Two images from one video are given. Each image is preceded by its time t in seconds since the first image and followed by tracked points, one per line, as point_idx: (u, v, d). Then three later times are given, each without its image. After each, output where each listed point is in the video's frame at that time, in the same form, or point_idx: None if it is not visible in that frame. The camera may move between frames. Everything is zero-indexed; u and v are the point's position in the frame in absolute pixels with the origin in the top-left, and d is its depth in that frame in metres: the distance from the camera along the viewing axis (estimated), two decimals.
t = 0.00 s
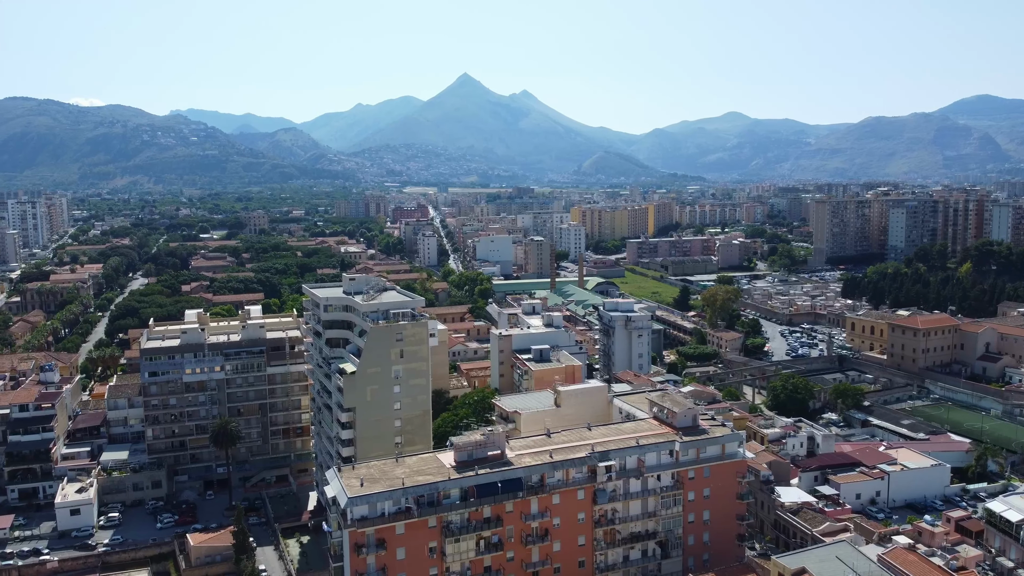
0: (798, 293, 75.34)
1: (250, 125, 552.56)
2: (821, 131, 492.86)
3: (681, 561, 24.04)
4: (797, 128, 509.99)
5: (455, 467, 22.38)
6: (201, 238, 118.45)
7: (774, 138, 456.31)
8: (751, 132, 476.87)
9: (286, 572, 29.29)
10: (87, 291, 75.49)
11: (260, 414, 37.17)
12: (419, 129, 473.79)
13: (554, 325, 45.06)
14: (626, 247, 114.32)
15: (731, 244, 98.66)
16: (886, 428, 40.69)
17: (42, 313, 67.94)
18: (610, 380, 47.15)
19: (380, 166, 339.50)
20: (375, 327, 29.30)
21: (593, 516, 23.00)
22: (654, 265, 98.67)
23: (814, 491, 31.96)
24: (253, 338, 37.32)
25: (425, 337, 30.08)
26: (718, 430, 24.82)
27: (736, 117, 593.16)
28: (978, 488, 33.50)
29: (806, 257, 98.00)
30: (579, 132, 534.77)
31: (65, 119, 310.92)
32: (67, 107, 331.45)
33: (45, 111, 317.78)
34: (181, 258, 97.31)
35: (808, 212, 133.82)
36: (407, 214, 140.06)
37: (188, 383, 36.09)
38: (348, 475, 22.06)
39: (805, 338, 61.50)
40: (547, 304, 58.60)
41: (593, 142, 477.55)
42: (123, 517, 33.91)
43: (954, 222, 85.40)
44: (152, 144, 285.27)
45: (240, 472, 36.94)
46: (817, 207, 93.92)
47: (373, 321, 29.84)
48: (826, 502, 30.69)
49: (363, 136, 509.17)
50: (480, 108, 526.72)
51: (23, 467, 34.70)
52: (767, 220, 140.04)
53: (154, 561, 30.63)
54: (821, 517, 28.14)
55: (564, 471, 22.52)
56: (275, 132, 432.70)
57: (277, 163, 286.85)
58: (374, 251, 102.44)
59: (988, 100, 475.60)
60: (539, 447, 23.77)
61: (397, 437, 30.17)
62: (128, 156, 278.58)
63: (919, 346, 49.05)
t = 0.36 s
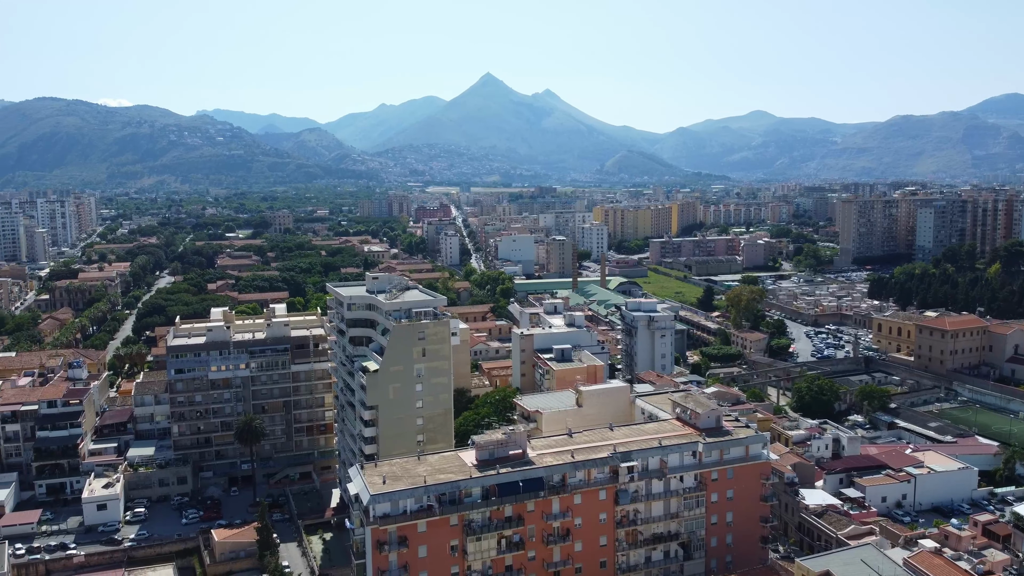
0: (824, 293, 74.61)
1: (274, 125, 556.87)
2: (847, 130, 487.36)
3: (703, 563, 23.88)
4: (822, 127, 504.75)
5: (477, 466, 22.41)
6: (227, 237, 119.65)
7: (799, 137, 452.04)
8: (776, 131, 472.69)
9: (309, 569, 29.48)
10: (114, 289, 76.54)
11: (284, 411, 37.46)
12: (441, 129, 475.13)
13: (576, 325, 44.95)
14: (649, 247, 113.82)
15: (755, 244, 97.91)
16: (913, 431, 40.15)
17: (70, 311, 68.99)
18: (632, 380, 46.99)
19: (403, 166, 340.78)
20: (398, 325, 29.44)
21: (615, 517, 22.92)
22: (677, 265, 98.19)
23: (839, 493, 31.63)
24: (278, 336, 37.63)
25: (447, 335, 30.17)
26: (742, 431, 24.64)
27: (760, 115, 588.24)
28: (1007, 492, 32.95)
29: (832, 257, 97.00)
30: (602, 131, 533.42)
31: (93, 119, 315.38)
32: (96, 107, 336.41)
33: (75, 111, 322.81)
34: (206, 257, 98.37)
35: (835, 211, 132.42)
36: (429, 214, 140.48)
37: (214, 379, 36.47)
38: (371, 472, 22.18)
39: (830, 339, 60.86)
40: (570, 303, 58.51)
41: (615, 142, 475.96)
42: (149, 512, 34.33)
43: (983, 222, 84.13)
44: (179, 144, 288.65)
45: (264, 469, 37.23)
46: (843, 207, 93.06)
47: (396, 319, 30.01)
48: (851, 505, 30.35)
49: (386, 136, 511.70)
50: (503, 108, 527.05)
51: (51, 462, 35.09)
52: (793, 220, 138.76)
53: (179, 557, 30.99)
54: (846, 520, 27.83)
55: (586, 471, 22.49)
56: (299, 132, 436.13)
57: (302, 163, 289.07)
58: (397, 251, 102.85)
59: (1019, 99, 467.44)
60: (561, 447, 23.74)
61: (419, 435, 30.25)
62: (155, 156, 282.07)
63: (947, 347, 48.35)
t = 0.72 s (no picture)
0: (851, 294, 73.78)
1: (300, 125, 561.35)
2: (876, 129, 481.25)
3: (728, 565, 23.71)
4: (850, 126, 498.92)
5: (500, 465, 22.45)
6: (253, 237, 120.88)
7: (826, 136, 447.14)
8: (802, 130, 468.01)
9: (333, 565, 29.70)
10: (143, 287, 77.57)
11: (309, 409, 37.77)
12: (465, 129, 476.14)
13: (599, 325, 44.78)
14: (674, 247, 113.21)
15: (782, 244, 97.02)
16: (942, 434, 39.58)
17: (100, 309, 70.05)
18: (656, 381, 46.77)
19: (427, 166, 341.90)
20: (421, 324, 29.59)
21: (638, 518, 22.84)
22: (703, 265, 97.62)
23: (866, 497, 31.25)
24: (304, 334, 37.96)
25: (471, 335, 30.22)
26: (768, 433, 24.44)
27: (787, 114, 582.58)
28: None
29: (860, 258, 95.89)
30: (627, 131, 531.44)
31: (122, 120, 320.03)
32: (126, 108, 341.38)
33: (105, 112, 327.88)
34: (233, 256, 99.44)
35: (863, 211, 130.84)
36: (453, 214, 140.81)
37: (240, 377, 36.84)
38: (394, 470, 22.28)
39: (858, 340, 60.13)
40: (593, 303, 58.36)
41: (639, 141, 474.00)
42: (176, 508, 34.77)
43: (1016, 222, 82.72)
44: (207, 145, 291.87)
45: (290, 466, 37.56)
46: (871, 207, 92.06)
47: (419, 318, 30.14)
48: (879, 508, 29.98)
49: (411, 136, 513.86)
50: (527, 108, 527.00)
51: (80, 457, 35.75)
52: (820, 220, 137.33)
53: (205, 552, 31.40)
54: (874, 524, 27.50)
55: (609, 471, 22.42)
56: (325, 133, 439.77)
57: (327, 163, 291.15)
58: (422, 250, 103.25)
59: None
60: (584, 447, 23.68)
61: (442, 434, 30.32)
62: (183, 156, 285.55)
63: (977, 350, 47.62)
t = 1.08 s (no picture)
0: (880, 295, 72.87)
1: (325, 125, 565.06)
2: (905, 128, 474.75)
3: (752, 567, 23.53)
4: (878, 124, 492.70)
5: (522, 464, 22.47)
6: (279, 236, 121.90)
7: (854, 134, 441.75)
8: (830, 129, 462.86)
9: (357, 562, 29.90)
10: (171, 285, 78.53)
11: (334, 407, 38.06)
12: (489, 129, 476.65)
13: (623, 325, 44.62)
14: (699, 247, 112.49)
15: (809, 244, 96.06)
16: (971, 437, 38.99)
17: (129, 307, 71.05)
18: (680, 381, 46.56)
19: (451, 165, 342.71)
20: (445, 323, 29.67)
21: (662, 519, 22.75)
22: (728, 265, 96.93)
23: (893, 500, 30.85)
24: (329, 332, 38.23)
25: (494, 334, 30.26)
26: (794, 435, 24.23)
27: (814, 113, 576.35)
28: None
29: (888, 258, 94.68)
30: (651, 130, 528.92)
31: (152, 121, 324.46)
32: (154, 109, 345.80)
33: (134, 112, 332.30)
34: (260, 255, 100.39)
35: (892, 211, 129.21)
36: (477, 213, 140.96)
37: (266, 374, 37.20)
38: (418, 468, 22.39)
39: (886, 342, 59.37)
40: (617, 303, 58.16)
41: (664, 140, 471.48)
42: (202, 503, 35.19)
43: None
44: (234, 145, 294.85)
45: (314, 463, 37.84)
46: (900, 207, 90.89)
47: (443, 317, 30.25)
48: (906, 511, 29.59)
49: (435, 136, 515.34)
50: (551, 107, 526.20)
51: (109, 453, 36.36)
52: (848, 220, 135.73)
53: (230, 547, 31.78)
54: (901, 528, 27.18)
55: (633, 472, 22.35)
56: (350, 133, 442.50)
57: (352, 163, 292.68)
58: (445, 250, 103.51)
59: None
60: (607, 447, 23.64)
61: (465, 432, 30.38)
62: (211, 156, 288.62)
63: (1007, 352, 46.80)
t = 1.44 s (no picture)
0: (909, 296, 71.94)
1: (349, 125, 568.41)
2: (934, 127, 467.87)
3: (777, 570, 23.33)
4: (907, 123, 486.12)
5: (545, 463, 22.46)
6: (305, 235, 122.90)
7: (882, 133, 436.06)
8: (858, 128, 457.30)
9: (380, 559, 30.08)
10: (199, 284, 79.45)
11: (358, 405, 38.30)
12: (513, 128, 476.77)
13: (647, 325, 44.44)
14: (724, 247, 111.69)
15: (837, 244, 95.05)
16: (1001, 440, 38.34)
17: (157, 304, 72.01)
18: (705, 382, 46.28)
19: (475, 165, 343.25)
20: (468, 321, 29.74)
21: (685, 521, 22.64)
22: (754, 265, 96.17)
23: (921, 504, 30.44)
24: (353, 331, 38.57)
25: (516, 333, 30.27)
26: (820, 437, 24.00)
27: (841, 112, 569.66)
28: None
29: (917, 258, 93.43)
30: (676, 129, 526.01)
31: (179, 121, 328.37)
32: (182, 109, 349.96)
33: (162, 113, 336.56)
34: (286, 253, 101.30)
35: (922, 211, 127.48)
36: (501, 212, 141.07)
37: (292, 372, 37.52)
38: (440, 466, 22.48)
39: (915, 343, 58.63)
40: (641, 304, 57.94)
41: (688, 138, 468.64)
42: (228, 499, 35.59)
43: None
44: (261, 144, 297.62)
45: (338, 460, 38.09)
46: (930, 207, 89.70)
47: (465, 316, 30.30)
48: (934, 515, 29.16)
49: (459, 135, 516.42)
50: (574, 106, 525.17)
51: (137, 449, 36.59)
52: (876, 220, 134.13)
53: (255, 544, 32.12)
54: (928, 531, 26.83)
55: (656, 473, 22.25)
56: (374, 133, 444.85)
57: (377, 163, 294.05)
58: (469, 249, 103.68)
59: None
60: (630, 448, 23.58)
61: (488, 431, 30.43)
62: (238, 156, 291.49)
63: None
